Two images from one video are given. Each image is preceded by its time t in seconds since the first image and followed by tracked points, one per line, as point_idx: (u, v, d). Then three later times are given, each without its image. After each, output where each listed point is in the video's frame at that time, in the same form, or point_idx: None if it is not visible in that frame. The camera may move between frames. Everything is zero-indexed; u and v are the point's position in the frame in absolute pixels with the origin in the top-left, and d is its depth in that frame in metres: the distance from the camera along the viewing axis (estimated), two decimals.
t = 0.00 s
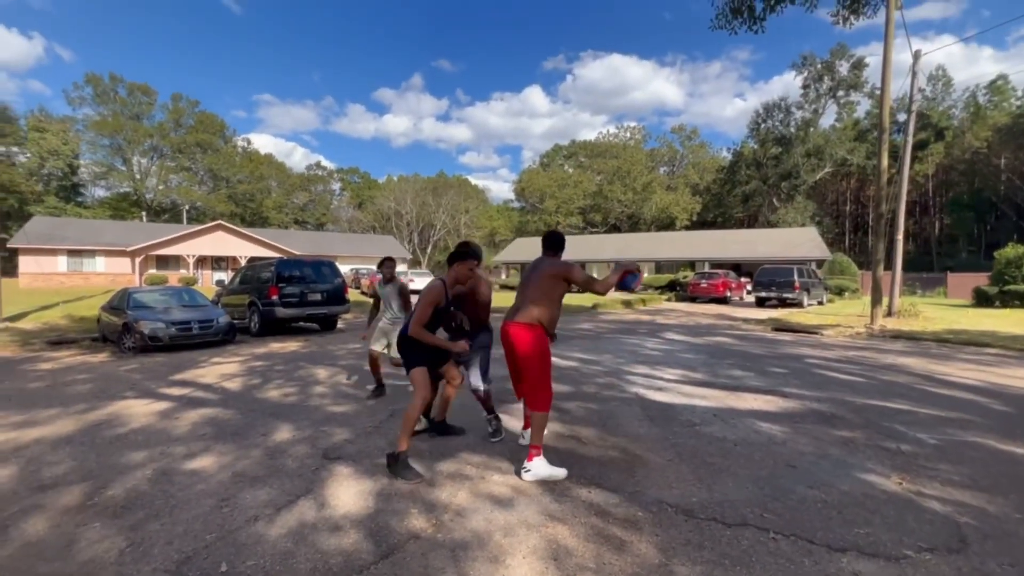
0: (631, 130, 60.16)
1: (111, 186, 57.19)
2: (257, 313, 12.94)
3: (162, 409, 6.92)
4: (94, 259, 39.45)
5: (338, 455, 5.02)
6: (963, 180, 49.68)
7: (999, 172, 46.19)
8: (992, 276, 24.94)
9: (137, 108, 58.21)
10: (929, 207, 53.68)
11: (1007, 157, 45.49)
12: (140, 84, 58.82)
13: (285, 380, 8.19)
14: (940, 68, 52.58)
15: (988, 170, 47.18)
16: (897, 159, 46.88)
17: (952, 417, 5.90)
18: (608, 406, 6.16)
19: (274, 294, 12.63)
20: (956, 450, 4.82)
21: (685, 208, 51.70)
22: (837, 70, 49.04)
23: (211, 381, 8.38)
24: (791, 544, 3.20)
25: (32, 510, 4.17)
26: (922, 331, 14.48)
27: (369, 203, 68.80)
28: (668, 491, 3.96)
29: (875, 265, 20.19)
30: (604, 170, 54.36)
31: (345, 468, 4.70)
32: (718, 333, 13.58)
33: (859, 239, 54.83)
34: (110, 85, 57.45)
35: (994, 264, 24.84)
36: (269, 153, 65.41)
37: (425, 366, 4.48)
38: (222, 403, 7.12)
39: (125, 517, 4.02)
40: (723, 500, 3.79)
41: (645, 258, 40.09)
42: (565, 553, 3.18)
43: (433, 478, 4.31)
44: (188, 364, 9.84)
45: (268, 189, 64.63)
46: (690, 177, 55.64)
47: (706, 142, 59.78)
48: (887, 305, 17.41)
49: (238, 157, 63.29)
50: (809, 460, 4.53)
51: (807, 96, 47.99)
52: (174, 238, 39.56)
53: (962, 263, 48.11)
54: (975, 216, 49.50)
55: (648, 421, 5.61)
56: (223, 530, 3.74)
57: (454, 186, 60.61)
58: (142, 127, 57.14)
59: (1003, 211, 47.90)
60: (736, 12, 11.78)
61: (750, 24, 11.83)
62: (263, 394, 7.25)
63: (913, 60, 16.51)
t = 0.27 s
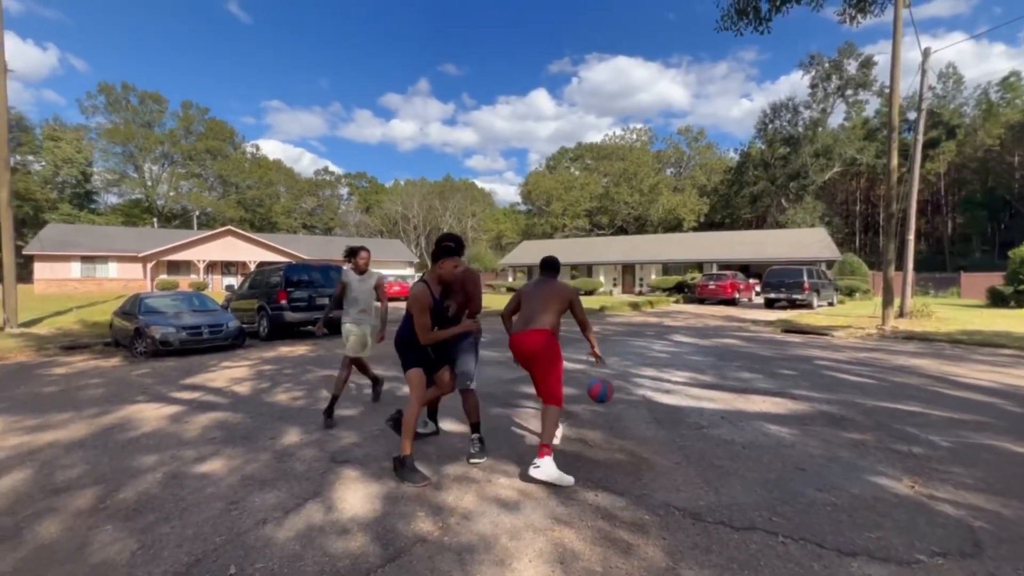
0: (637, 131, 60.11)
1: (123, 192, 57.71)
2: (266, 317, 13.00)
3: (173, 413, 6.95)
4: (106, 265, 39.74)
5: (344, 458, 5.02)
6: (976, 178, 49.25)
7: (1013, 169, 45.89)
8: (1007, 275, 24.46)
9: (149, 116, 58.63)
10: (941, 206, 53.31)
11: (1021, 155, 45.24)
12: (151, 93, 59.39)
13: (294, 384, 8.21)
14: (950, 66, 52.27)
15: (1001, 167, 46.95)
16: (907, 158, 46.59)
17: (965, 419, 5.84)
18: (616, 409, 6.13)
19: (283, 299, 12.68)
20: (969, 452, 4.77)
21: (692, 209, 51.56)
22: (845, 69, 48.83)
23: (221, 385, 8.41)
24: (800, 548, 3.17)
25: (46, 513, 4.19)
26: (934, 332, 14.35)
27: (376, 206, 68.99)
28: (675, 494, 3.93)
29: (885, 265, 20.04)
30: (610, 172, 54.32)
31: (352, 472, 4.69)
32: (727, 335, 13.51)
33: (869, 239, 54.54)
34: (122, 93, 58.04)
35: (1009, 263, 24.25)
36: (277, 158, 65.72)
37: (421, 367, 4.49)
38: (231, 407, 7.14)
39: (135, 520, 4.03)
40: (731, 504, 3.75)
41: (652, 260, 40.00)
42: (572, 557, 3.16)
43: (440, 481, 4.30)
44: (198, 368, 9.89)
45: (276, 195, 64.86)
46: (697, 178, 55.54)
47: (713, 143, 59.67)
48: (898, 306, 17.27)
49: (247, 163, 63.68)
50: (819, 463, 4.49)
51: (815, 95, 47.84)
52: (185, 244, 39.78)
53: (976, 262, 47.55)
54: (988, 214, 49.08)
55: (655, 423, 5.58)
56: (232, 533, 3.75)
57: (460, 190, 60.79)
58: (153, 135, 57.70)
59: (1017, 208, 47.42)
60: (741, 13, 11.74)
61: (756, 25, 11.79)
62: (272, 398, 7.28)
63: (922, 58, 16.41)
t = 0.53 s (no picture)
0: (648, 130, 59.90)
1: (141, 198, 58.70)
2: (280, 319, 13.08)
3: (190, 414, 7.00)
4: (125, 269, 40.22)
5: (357, 458, 5.03)
6: (998, 172, 48.43)
7: None
8: None
9: (164, 123, 60.00)
10: (961, 201, 52.48)
11: None
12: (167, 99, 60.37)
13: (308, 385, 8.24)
14: (969, 58, 51.48)
15: None
16: (925, 153, 45.92)
17: (987, 420, 5.73)
18: (629, 410, 6.08)
19: (296, 301, 12.75)
20: (992, 454, 4.68)
21: (704, 208, 51.24)
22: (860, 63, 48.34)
23: (237, 387, 8.47)
24: (818, 552, 3.12)
25: (70, 512, 4.24)
26: (954, 330, 14.14)
27: (387, 208, 69.22)
28: (690, 496, 3.89)
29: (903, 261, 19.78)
30: (621, 171, 54.07)
31: (366, 472, 4.69)
32: (741, 334, 13.41)
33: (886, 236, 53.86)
34: (139, 100, 59.00)
35: None
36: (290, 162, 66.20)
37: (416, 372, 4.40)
38: (247, 408, 7.18)
39: (155, 520, 4.07)
40: (747, 506, 3.71)
41: (664, 259, 39.77)
42: (585, 559, 3.14)
43: (453, 483, 4.30)
44: (215, 370, 9.96)
45: (289, 199, 65.17)
46: (709, 176, 55.31)
47: (724, 140, 59.33)
48: (917, 304, 17.04)
49: (261, 167, 64.30)
50: (836, 465, 4.43)
51: (829, 90, 47.42)
52: (201, 247, 40.31)
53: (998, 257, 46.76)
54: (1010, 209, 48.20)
55: (668, 425, 5.53)
56: (250, 533, 3.77)
57: (470, 191, 60.91)
58: (169, 141, 58.74)
59: None
60: (753, 9, 11.64)
61: (768, 21, 11.69)
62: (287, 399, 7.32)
63: (940, 50, 16.17)
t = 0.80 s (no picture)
0: (663, 126, 59.56)
1: (165, 202, 60.30)
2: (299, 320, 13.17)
3: (215, 413, 7.09)
4: (149, 271, 40.80)
5: (377, 456, 5.05)
6: None
7: None
8: None
9: (186, 128, 61.04)
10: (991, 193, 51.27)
11: None
12: (189, 105, 61.70)
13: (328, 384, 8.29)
14: (998, 46, 50.28)
15: None
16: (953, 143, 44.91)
17: (1019, 421, 5.59)
18: (648, 410, 6.02)
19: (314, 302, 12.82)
20: None
21: (721, 204, 50.80)
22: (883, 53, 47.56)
23: (259, 386, 8.56)
24: (842, 555, 3.06)
25: (102, 508, 4.34)
26: (984, 327, 13.83)
27: (403, 208, 69.51)
28: (710, 497, 3.85)
29: (931, 257, 19.41)
30: (635, 168, 53.64)
31: (386, 471, 4.71)
32: (761, 333, 13.25)
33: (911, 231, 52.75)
34: (162, 107, 60.42)
35: None
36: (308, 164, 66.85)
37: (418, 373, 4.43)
38: (269, 408, 7.24)
39: (182, 517, 4.13)
40: (769, 507, 3.66)
41: (681, 257, 39.46)
42: (604, 559, 3.12)
43: (471, 482, 4.29)
44: (237, 370, 10.07)
45: (307, 200, 65.69)
46: (726, 172, 54.90)
47: (742, 135, 58.80)
48: (945, 300, 16.71)
49: (279, 170, 65.15)
50: (862, 466, 4.35)
51: (851, 81, 46.72)
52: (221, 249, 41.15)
53: None
54: None
55: (687, 425, 5.48)
56: (273, 530, 3.81)
57: (485, 190, 61.05)
58: (191, 145, 60.11)
59: None
60: (771, 2, 11.51)
61: (786, 14, 11.53)
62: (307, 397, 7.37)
63: (967, 39, 15.83)
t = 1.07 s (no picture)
0: (687, 120, 58.90)
1: (197, 205, 61.67)
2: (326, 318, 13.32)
3: (248, 408, 7.22)
4: (184, 271, 41.57)
5: (405, 451, 5.09)
6: None
7: None
8: None
9: (216, 132, 62.17)
10: None
11: None
12: (219, 110, 62.94)
13: (355, 379, 8.37)
14: None
15: None
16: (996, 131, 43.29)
17: None
18: (677, 408, 5.94)
19: (340, 300, 12.94)
20: None
21: (748, 198, 50.05)
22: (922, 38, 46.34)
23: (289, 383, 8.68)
24: (881, 559, 2.98)
25: (145, 500, 4.48)
26: None
27: (425, 208, 69.78)
28: (741, 498, 3.78)
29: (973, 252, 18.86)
30: (658, 163, 52.76)
31: (413, 466, 4.72)
32: (791, 330, 13.01)
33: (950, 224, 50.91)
34: (193, 112, 61.80)
35: None
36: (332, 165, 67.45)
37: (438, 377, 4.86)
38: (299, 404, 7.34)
39: (218, 510, 4.22)
40: (803, 509, 3.58)
41: (706, 252, 38.86)
42: (634, 559, 3.08)
43: (498, 479, 4.28)
44: (269, 367, 10.23)
45: (331, 201, 66.42)
46: (753, 165, 54.03)
47: (770, 128, 57.77)
48: (989, 296, 16.21)
49: (305, 172, 65.95)
50: (900, 468, 4.24)
51: (887, 69, 45.88)
52: (249, 249, 41.95)
53: None
54: None
55: (715, 424, 5.40)
56: (307, 524, 3.87)
57: (505, 189, 60.95)
58: (221, 149, 61.37)
59: None
60: None
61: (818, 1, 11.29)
62: (336, 392, 7.45)
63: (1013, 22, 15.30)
